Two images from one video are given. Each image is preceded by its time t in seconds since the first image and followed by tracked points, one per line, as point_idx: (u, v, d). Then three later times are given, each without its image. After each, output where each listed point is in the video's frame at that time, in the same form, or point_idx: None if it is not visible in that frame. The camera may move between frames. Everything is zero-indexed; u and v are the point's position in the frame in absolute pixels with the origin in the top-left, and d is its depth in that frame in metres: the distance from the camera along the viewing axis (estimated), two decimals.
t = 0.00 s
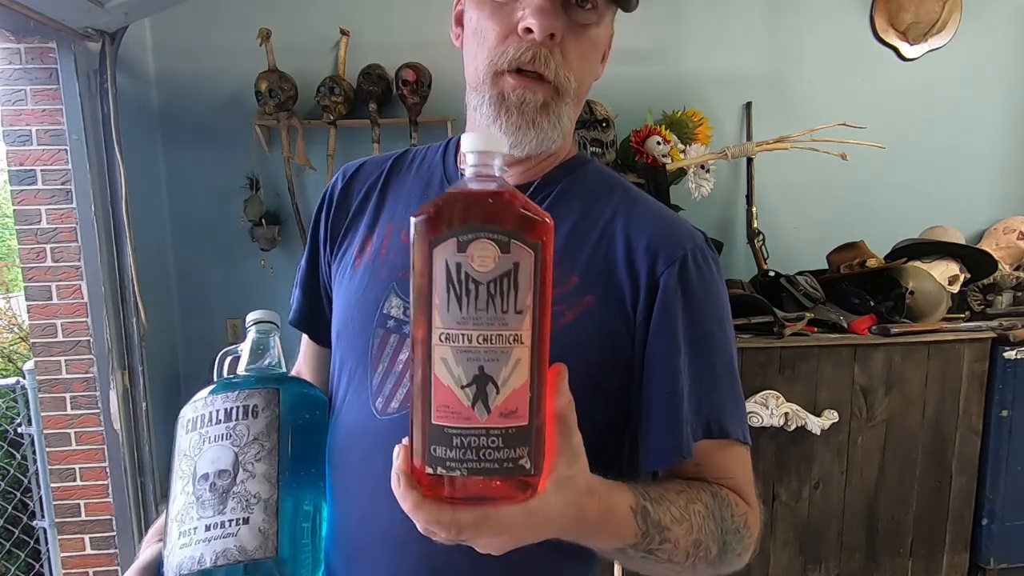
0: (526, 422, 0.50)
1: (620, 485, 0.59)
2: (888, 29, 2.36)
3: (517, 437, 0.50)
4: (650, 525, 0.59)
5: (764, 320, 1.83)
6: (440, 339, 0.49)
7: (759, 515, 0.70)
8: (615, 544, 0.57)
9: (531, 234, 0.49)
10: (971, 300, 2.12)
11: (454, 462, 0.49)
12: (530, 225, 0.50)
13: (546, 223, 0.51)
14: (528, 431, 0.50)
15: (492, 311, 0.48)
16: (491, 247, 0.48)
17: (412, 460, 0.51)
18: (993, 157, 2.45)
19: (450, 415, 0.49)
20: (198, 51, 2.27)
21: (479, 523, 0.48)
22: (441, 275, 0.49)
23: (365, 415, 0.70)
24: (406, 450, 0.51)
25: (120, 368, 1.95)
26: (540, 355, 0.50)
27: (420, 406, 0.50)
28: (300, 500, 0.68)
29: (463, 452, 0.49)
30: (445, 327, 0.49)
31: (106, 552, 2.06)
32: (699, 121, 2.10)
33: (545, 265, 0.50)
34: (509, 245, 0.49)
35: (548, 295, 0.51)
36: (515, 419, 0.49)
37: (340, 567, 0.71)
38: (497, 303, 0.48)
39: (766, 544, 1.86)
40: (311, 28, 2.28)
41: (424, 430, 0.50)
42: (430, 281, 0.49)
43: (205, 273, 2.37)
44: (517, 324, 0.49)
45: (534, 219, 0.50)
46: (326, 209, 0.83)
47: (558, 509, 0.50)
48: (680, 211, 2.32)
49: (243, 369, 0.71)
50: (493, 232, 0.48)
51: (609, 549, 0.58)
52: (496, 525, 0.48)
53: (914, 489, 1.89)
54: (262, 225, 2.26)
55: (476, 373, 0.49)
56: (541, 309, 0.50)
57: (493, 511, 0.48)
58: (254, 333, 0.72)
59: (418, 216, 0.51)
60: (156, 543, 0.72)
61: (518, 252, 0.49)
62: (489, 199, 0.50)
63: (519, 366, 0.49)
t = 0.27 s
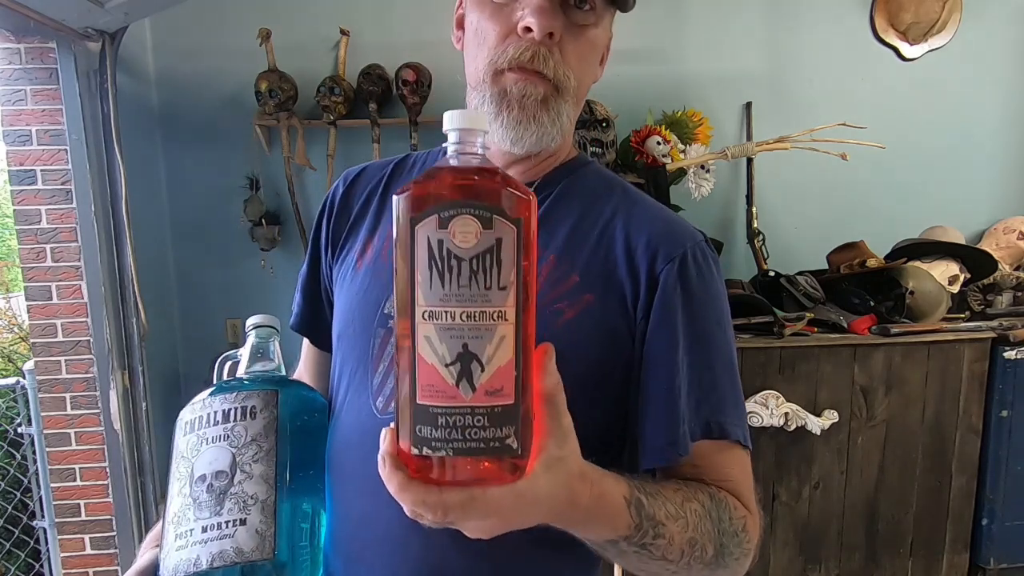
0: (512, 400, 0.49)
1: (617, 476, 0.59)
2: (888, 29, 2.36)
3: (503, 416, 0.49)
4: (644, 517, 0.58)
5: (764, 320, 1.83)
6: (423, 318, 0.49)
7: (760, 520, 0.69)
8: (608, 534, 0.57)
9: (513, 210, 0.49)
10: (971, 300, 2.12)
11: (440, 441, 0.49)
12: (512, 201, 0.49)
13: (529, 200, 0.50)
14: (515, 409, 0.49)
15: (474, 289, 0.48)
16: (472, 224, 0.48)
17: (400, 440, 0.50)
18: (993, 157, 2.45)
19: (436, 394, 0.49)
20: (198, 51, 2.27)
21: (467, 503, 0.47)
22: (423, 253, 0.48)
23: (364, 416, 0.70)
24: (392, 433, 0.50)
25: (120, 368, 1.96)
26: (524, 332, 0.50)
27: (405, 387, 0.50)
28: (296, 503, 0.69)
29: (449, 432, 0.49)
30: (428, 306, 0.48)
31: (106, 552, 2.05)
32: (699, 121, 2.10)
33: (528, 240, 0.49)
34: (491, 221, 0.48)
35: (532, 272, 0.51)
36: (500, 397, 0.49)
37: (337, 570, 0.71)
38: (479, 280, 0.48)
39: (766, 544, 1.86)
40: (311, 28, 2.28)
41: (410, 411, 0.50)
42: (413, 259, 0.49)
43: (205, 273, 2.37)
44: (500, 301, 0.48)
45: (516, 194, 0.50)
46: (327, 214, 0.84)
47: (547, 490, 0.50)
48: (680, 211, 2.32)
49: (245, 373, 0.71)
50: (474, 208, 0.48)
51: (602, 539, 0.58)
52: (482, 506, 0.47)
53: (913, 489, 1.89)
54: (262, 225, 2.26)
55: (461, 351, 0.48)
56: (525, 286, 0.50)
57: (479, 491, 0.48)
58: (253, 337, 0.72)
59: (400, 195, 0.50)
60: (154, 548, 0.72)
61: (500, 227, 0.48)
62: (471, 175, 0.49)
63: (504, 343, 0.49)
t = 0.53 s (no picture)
0: (521, 382, 0.47)
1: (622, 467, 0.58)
2: (888, 29, 2.36)
3: (512, 396, 0.47)
4: (646, 507, 0.57)
5: (764, 320, 1.83)
6: (434, 294, 0.47)
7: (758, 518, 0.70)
8: (609, 524, 0.56)
9: (529, 189, 0.47)
10: (971, 300, 2.13)
11: (446, 419, 0.47)
12: (527, 179, 0.47)
13: (546, 179, 0.48)
14: (523, 389, 0.47)
15: (487, 267, 0.46)
16: (487, 202, 0.46)
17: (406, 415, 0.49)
18: (993, 157, 2.45)
19: (443, 372, 0.47)
20: (198, 51, 2.27)
21: (470, 482, 0.45)
22: (437, 229, 0.47)
23: (365, 415, 0.70)
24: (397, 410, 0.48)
25: (120, 368, 1.96)
26: (536, 315, 0.48)
27: (412, 364, 0.48)
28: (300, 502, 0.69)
29: (456, 410, 0.47)
30: (440, 282, 0.47)
31: (106, 553, 2.05)
32: (699, 121, 2.10)
33: (543, 224, 0.47)
34: (506, 199, 0.46)
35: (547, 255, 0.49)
36: (509, 378, 0.47)
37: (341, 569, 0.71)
38: (492, 259, 0.46)
39: (767, 544, 1.86)
40: (311, 29, 2.28)
41: (416, 388, 0.48)
42: (426, 235, 0.47)
43: (205, 274, 2.37)
44: (512, 281, 0.46)
45: (533, 174, 0.47)
46: (328, 213, 0.84)
47: (552, 474, 0.47)
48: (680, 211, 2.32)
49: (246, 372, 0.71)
50: (490, 185, 0.46)
51: (602, 528, 0.57)
52: (487, 486, 0.45)
53: (914, 489, 1.89)
54: (262, 225, 2.26)
55: (470, 329, 0.46)
56: (538, 268, 0.48)
57: (484, 470, 0.45)
58: (255, 337, 0.72)
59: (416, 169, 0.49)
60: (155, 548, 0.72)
61: (515, 207, 0.46)
62: (488, 153, 0.47)
63: (514, 323, 0.47)
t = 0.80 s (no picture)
0: (539, 369, 0.47)
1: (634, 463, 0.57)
2: (888, 29, 2.36)
3: (529, 384, 0.47)
4: (658, 501, 0.57)
5: (764, 320, 1.83)
6: (450, 283, 0.47)
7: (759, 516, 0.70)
8: (623, 517, 0.55)
9: (543, 174, 0.47)
10: (971, 300, 2.13)
11: (465, 409, 0.47)
12: (542, 164, 0.47)
13: (559, 165, 0.48)
14: (541, 377, 0.47)
15: (503, 253, 0.46)
16: (502, 187, 0.46)
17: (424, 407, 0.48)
18: (993, 157, 2.45)
19: (462, 361, 0.47)
20: (197, 51, 2.27)
21: (489, 473, 0.44)
22: (451, 216, 0.47)
23: (366, 416, 0.70)
24: (413, 402, 0.48)
25: (120, 368, 1.95)
26: (552, 301, 0.48)
27: (429, 353, 0.48)
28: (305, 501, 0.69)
29: (473, 400, 0.47)
30: (455, 270, 0.47)
31: (106, 552, 2.05)
32: (699, 121, 2.10)
33: (558, 208, 0.48)
34: (521, 185, 0.46)
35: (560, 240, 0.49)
36: (527, 365, 0.47)
37: (345, 568, 0.71)
38: (508, 245, 0.46)
39: (767, 545, 1.86)
40: (311, 29, 2.28)
41: (432, 378, 0.48)
42: (440, 221, 0.47)
43: (205, 274, 2.37)
44: (528, 267, 0.46)
45: (547, 159, 0.47)
46: (329, 212, 0.84)
47: (571, 466, 0.46)
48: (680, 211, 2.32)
49: (249, 372, 0.71)
50: (504, 171, 0.46)
51: (613, 522, 0.57)
52: (505, 477, 0.44)
53: (913, 489, 1.89)
54: (261, 225, 2.26)
55: (487, 316, 0.46)
56: (553, 253, 0.48)
57: (502, 460, 0.44)
58: (257, 336, 0.72)
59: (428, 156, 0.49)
60: (161, 547, 0.72)
61: (529, 192, 0.46)
62: (499, 138, 0.47)
63: (531, 309, 0.47)
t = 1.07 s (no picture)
0: (526, 370, 0.47)
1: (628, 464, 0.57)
2: (888, 29, 2.36)
3: (516, 384, 0.47)
4: (651, 503, 0.57)
5: (764, 320, 1.83)
6: (436, 282, 0.47)
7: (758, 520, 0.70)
8: (614, 519, 0.56)
9: (532, 174, 0.47)
10: (971, 300, 2.12)
11: (450, 409, 0.47)
12: (531, 163, 0.47)
13: (548, 165, 0.48)
14: (528, 377, 0.47)
15: (488, 253, 0.46)
16: (488, 186, 0.46)
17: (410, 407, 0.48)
18: (993, 157, 2.45)
19: (447, 360, 0.47)
20: (198, 51, 2.27)
21: (475, 472, 0.44)
22: (437, 215, 0.47)
23: (366, 415, 0.70)
24: (401, 402, 0.48)
25: (120, 368, 1.96)
26: (539, 301, 0.48)
27: (415, 353, 0.48)
28: (308, 500, 0.69)
29: (459, 399, 0.47)
30: (442, 270, 0.47)
31: (106, 553, 2.05)
32: (699, 121, 2.10)
33: (545, 207, 0.47)
34: (508, 184, 0.46)
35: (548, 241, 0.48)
36: (513, 365, 0.47)
37: (344, 567, 0.72)
38: (494, 244, 0.46)
39: (767, 545, 1.86)
40: (311, 29, 2.28)
41: (419, 377, 0.48)
42: (427, 222, 0.47)
43: (205, 274, 2.37)
44: (514, 267, 0.46)
45: (537, 159, 0.47)
46: (333, 213, 0.84)
47: (559, 466, 0.46)
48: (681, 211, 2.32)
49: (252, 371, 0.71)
50: (491, 170, 0.46)
51: (605, 523, 0.57)
52: (491, 476, 0.44)
53: (913, 489, 1.89)
54: (261, 225, 2.26)
55: (473, 316, 0.46)
56: (541, 254, 0.47)
57: (489, 460, 0.45)
58: (264, 334, 0.72)
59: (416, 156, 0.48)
60: (168, 539, 0.72)
61: (516, 191, 0.46)
62: (490, 137, 0.47)
63: (517, 310, 0.46)
